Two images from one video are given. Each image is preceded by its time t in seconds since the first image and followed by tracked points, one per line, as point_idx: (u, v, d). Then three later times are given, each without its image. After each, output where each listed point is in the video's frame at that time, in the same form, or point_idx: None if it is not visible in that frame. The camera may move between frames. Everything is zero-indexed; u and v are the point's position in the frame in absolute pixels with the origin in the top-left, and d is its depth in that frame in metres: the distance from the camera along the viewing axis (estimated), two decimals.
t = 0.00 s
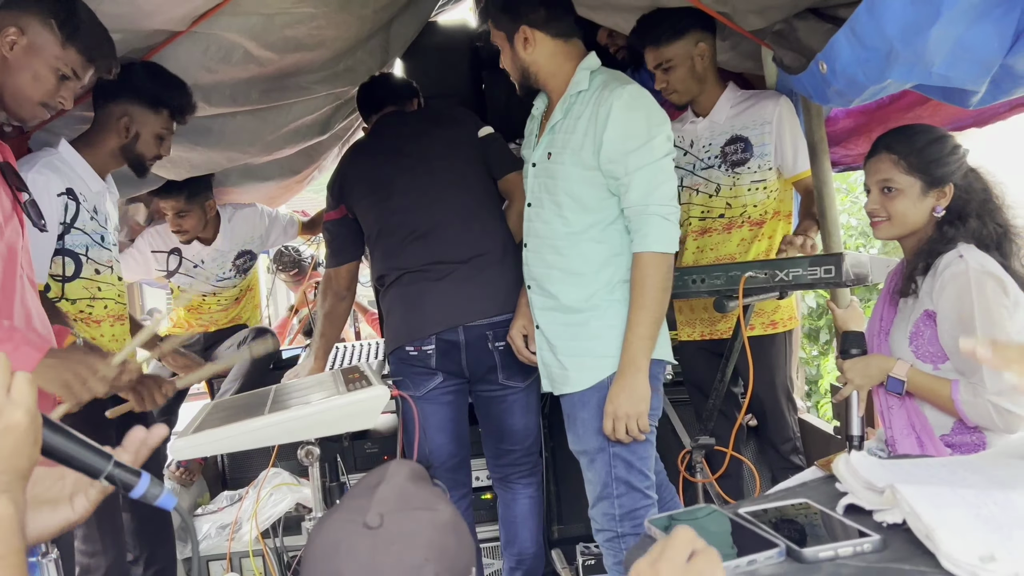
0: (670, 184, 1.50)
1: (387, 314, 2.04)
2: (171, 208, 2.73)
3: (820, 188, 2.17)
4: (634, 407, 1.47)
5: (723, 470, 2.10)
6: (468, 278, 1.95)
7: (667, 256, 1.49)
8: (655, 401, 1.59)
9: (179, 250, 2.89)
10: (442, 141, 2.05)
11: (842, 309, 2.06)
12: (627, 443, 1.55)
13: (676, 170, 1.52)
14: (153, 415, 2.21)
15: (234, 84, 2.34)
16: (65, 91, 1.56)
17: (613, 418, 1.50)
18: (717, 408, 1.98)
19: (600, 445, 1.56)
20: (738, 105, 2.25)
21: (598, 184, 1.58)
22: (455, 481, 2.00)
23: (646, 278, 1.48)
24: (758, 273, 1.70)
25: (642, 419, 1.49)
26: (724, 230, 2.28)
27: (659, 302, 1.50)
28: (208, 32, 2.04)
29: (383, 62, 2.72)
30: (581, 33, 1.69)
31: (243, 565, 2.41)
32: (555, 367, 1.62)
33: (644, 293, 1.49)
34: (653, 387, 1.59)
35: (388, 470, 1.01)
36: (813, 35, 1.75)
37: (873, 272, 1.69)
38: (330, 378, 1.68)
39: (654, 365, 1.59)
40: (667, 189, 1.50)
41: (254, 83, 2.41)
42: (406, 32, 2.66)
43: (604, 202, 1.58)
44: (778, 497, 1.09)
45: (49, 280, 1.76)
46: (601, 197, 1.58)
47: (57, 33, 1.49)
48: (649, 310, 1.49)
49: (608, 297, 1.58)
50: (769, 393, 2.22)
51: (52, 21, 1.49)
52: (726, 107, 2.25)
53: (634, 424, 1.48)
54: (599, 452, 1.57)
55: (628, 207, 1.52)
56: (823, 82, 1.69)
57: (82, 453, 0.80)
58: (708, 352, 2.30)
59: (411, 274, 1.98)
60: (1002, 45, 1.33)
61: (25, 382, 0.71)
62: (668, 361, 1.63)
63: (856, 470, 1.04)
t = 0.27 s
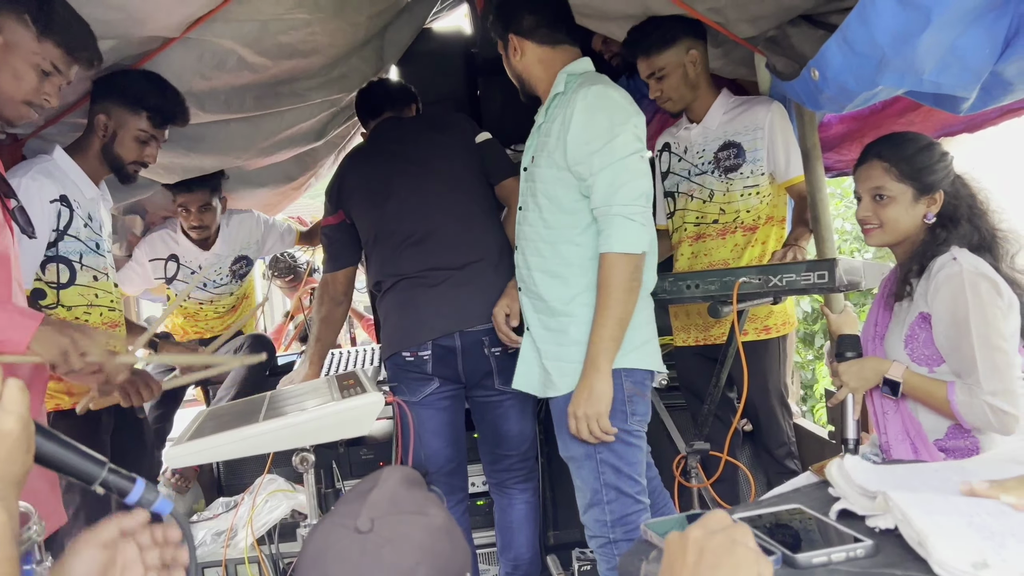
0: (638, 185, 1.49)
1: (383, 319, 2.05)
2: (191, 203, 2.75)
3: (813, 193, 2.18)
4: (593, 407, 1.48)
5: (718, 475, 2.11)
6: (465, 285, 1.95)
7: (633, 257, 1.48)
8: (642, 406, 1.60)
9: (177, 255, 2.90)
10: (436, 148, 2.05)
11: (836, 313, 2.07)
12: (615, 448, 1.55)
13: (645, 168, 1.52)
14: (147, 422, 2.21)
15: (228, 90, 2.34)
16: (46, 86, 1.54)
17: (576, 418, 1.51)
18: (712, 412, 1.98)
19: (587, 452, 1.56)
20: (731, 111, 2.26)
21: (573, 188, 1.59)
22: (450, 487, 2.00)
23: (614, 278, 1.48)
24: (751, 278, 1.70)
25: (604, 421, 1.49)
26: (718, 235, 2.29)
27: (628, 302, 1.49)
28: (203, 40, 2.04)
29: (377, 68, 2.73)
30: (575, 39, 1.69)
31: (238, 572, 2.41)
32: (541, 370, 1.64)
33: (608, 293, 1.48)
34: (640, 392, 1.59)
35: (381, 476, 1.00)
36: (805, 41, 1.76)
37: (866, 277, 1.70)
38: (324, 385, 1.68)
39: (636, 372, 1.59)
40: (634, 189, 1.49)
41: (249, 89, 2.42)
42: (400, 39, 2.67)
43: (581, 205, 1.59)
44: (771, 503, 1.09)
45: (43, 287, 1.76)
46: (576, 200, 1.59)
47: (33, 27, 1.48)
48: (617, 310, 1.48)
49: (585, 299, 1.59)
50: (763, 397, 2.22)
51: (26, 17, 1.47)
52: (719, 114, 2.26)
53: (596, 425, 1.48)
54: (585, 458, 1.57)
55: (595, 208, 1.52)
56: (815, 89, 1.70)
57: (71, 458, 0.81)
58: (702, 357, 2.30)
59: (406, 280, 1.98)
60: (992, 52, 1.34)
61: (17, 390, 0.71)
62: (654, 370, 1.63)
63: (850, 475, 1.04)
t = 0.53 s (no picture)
0: (605, 185, 1.49)
1: (385, 330, 2.05)
2: (217, 203, 2.76)
3: (811, 203, 2.18)
4: (545, 403, 1.50)
5: (718, 485, 2.11)
6: (466, 297, 1.95)
7: (595, 257, 1.48)
8: (636, 417, 1.60)
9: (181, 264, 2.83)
10: (436, 159, 2.06)
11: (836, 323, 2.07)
12: (610, 460, 1.55)
13: (613, 170, 1.50)
14: (148, 433, 2.21)
15: (228, 102, 2.35)
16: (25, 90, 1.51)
17: (535, 415, 1.54)
18: (712, 422, 1.98)
19: (582, 464, 1.56)
20: (730, 121, 2.26)
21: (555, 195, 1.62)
22: (451, 498, 2.00)
23: (574, 280, 1.48)
24: (751, 288, 1.71)
25: (557, 421, 1.52)
26: (718, 245, 2.29)
27: (588, 304, 1.49)
28: (204, 52, 2.05)
29: (377, 79, 2.74)
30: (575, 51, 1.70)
31: None
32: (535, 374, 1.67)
33: (570, 292, 1.48)
34: (633, 403, 1.60)
35: (388, 490, 1.00)
36: (802, 52, 1.77)
37: (864, 286, 1.69)
38: (323, 397, 1.68)
39: (629, 384, 1.59)
40: (600, 189, 1.49)
41: (249, 101, 2.43)
42: (399, 50, 2.69)
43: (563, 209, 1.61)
44: (770, 515, 1.09)
45: (40, 296, 1.76)
46: (557, 206, 1.61)
47: None
48: (577, 311, 1.48)
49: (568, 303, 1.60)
50: (763, 407, 2.22)
51: None
52: (718, 124, 2.26)
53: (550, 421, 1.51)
54: (581, 471, 1.57)
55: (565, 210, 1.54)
56: (813, 100, 1.70)
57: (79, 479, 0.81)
58: (702, 366, 2.30)
59: (408, 290, 1.99)
60: (989, 65, 1.35)
61: (25, 411, 0.72)
62: (647, 383, 1.64)
63: (851, 488, 1.04)
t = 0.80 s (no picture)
0: (597, 192, 1.49)
1: (388, 340, 2.06)
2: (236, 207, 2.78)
3: (813, 213, 2.18)
4: (531, 407, 1.51)
5: (722, 494, 2.10)
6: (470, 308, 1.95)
7: (585, 263, 1.48)
8: (639, 427, 1.60)
9: (191, 272, 2.77)
10: (439, 170, 2.07)
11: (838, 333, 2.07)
12: (613, 470, 1.55)
13: (605, 177, 1.50)
14: (149, 445, 2.21)
15: (232, 113, 2.36)
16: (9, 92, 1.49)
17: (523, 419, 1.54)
18: (716, 432, 1.98)
19: (585, 474, 1.56)
20: (732, 131, 2.27)
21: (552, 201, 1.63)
22: (453, 509, 1.99)
23: (563, 285, 1.48)
24: (753, 299, 1.71)
25: (542, 424, 1.53)
26: (720, 254, 2.29)
27: (576, 309, 1.49)
28: (208, 64, 2.06)
29: (379, 90, 2.75)
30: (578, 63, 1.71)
31: None
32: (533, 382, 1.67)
33: (559, 298, 1.49)
34: (635, 414, 1.60)
35: (382, 508, 1.03)
36: (803, 64, 1.77)
37: (867, 296, 1.70)
38: (327, 408, 1.68)
39: (630, 394, 1.59)
40: (592, 196, 1.49)
41: (252, 112, 2.44)
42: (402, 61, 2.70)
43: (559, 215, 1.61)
44: (774, 528, 1.09)
45: (49, 309, 1.76)
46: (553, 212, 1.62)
47: None
48: (565, 315, 1.49)
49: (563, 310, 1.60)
50: (765, 416, 2.22)
51: None
52: (720, 134, 2.27)
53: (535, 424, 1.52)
54: (584, 481, 1.57)
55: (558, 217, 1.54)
56: (814, 112, 1.71)
57: (84, 495, 0.81)
58: (704, 375, 2.30)
59: (410, 301, 1.99)
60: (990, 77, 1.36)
61: (29, 429, 0.73)
62: (648, 394, 1.64)
63: (857, 500, 1.04)
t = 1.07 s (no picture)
0: (607, 197, 1.49)
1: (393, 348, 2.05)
2: (253, 212, 2.81)
3: (818, 220, 2.19)
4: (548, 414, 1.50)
5: (727, 503, 2.09)
6: (475, 313, 1.94)
7: (595, 269, 1.47)
8: (645, 436, 1.59)
9: (204, 278, 2.76)
10: (443, 176, 2.07)
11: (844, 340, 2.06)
12: (619, 479, 1.54)
13: (613, 182, 1.50)
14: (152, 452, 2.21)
15: (236, 120, 2.36)
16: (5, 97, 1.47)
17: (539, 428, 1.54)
18: (720, 440, 1.97)
19: (592, 483, 1.55)
20: (737, 137, 2.26)
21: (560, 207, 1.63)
22: (458, 517, 1.99)
23: (574, 290, 1.48)
24: (758, 306, 1.70)
25: (561, 432, 1.51)
26: (725, 261, 2.29)
27: (588, 314, 1.48)
28: (212, 70, 2.06)
29: (383, 96, 2.75)
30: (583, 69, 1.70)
31: None
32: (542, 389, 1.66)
33: (571, 305, 1.48)
34: (641, 422, 1.59)
35: (385, 519, 1.07)
36: (808, 70, 1.77)
37: (874, 304, 1.69)
38: (331, 415, 1.68)
39: (637, 402, 1.59)
40: (602, 202, 1.49)
41: (256, 119, 2.44)
42: (405, 68, 2.71)
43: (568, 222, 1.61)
44: (779, 538, 1.08)
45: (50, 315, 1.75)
46: (561, 218, 1.62)
47: None
48: (577, 321, 1.48)
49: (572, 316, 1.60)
50: (769, 424, 2.21)
51: None
52: (726, 140, 2.26)
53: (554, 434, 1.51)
54: (591, 489, 1.56)
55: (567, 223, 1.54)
56: (820, 119, 1.70)
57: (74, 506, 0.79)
58: (710, 382, 2.29)
59: (415, 309, 1.99)
60: (996, 85, 1.35)
61: (25, 441, 0.73)
62: (655, 402, 1.63)
63: (861, 508, 1.04)
